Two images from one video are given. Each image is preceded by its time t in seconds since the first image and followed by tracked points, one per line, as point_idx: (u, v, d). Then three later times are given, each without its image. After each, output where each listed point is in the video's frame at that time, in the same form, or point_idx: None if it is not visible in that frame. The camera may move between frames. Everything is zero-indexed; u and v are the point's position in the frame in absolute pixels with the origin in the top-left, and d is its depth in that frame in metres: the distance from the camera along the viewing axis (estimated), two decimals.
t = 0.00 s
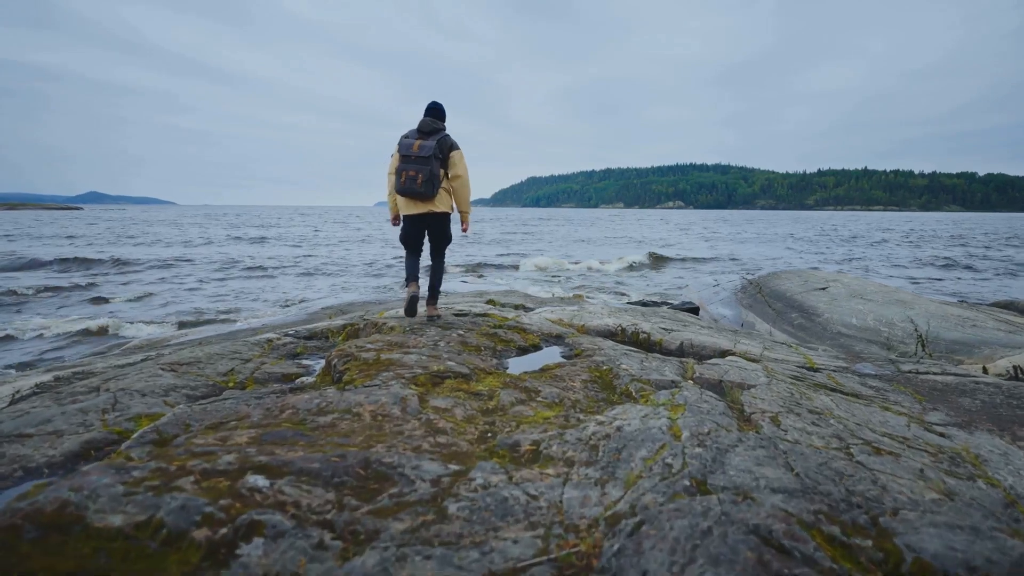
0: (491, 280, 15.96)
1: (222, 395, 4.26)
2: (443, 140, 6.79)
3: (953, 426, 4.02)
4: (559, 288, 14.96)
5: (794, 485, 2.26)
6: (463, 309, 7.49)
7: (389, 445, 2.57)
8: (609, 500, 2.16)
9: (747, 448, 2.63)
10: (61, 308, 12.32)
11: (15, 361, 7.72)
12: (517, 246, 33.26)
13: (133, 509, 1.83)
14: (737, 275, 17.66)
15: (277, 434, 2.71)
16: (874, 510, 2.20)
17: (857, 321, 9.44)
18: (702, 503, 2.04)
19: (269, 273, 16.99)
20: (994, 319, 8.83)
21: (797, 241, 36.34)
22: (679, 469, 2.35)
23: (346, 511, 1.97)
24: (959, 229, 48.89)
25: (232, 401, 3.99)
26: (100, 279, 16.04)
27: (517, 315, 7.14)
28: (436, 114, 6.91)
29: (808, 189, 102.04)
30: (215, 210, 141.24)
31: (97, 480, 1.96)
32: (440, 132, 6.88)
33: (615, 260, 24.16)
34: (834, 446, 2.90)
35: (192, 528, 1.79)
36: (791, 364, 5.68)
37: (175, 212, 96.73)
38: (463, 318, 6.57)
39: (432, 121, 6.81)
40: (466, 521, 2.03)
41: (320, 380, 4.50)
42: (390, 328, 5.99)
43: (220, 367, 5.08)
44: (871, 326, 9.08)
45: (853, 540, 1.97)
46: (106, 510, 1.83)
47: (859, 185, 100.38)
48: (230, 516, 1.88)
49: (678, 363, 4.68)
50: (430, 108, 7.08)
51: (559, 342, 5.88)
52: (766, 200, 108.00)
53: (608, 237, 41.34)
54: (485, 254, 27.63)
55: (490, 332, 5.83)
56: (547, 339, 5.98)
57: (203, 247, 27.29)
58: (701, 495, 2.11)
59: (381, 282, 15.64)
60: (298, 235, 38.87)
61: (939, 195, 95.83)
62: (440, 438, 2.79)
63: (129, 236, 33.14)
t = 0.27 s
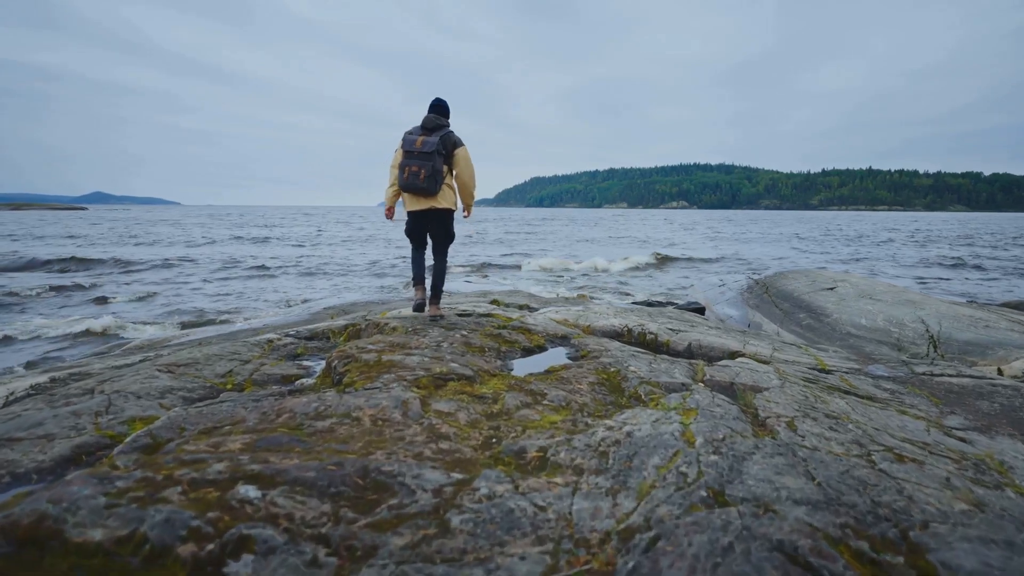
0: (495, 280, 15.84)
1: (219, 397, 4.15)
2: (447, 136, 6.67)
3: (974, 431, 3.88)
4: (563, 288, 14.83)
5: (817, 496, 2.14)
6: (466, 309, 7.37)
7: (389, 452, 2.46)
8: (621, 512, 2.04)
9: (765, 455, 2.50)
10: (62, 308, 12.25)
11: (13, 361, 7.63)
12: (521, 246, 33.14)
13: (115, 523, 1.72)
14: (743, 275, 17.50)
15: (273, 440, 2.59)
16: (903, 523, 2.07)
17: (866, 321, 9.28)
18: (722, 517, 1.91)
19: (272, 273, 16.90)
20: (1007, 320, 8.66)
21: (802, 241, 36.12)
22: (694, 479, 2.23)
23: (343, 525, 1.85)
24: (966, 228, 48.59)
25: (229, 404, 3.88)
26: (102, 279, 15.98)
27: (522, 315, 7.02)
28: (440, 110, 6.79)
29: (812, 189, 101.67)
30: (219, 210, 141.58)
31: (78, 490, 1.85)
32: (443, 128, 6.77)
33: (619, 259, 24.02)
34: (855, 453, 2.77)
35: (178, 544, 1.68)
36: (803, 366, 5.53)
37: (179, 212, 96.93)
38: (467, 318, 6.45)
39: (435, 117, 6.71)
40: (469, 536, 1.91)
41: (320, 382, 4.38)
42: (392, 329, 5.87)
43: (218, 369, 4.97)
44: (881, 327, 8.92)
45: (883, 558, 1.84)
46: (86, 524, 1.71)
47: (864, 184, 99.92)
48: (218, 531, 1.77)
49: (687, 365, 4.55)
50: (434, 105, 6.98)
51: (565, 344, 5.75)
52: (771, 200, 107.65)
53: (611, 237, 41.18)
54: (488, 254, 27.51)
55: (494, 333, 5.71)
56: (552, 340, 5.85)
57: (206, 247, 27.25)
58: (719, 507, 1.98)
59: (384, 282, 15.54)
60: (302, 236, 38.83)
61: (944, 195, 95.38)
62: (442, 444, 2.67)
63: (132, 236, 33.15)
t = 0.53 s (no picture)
0: (500, 280, 15.73)
1: (216, 400, 4.04)
2: (452, 134, 6.56)
3: (998, 436, 3.73)
4: (568, 288, 14.72)
5: (844, 509, 2.01)
6: (471, 309, 7.27)
7: (390, 460, 2.34)
8: (635, 527, 1.92)
9: (787, 464, 2.37)
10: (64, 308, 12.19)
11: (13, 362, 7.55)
12: (526, 246, 33.04)
13: (96, 537, 1.61)
14: (750, 275, 17.33)
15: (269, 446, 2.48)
16: (937, 539, 1.94)
17: (877, 322, 9.13)
18: (744, 534, 1.79)
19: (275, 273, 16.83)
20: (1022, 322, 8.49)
21: (808, 241, 35.92)
22: (713, 490, 2.10)
23: (339, 542, 1.74)
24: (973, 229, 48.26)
25: (226, 406, 3.77)
26: (105, 280, 15.93)
27: (528, 316, 6.90)
28: (445, 107, 6.69)
29: (817, 189, 101.29)
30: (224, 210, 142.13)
31: (57, 501, 1.73)
32: (448, 125, 6.66)
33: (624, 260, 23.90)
34: (879, 461, 2.64)
35: (162, 562, 1.57)
36: (816, 368, 5.40)
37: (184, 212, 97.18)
38: (471, 318, 6.34)
39: (440, 115, 6.60)
40: (475, 555, 1.79)
41: (321, 384, 4.27)
42: (395, 329, 5.76)
43: (217, 370, 4.87)
44: (892, 328, 8.77)
45: None
46: (64, 540, 1.61)
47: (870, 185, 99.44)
48: (207, 549, 1.65)
49: (699, 367, 4.43)
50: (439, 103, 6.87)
51: (572, 345, 5.63)
52: (776, 201, 107.30)
53: (616, 237, 41.04)
54: (493, 254, 27.40)
55: (499, 334, 5.59)
56: (559, 341, 5.73)
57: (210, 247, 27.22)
58: (740, 523, 1.86)
59: (387, 283, 15.44)
60: (306, 236, 38.81)
61: (950, 195, 94.94)
62: (446, 450, 2.55)
63: (137, 236, 33.20)
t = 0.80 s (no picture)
0: (504, 281, 15.59)
1: (213, 403, 3.93)
2: (456, 133, 6.43)
3: None
4: (573, 289, 14.58)
5: (877, 525, 1.88)
6: (475, 309, 7.15)
7: (391, 469, 2.21)
8: (652, 544, 1.79)
9: (811, 475, 2.23)
10: (65, 308, 12.12)
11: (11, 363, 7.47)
12: (529, 246, 32.90)
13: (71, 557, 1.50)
14: (756, 276, 17.17)
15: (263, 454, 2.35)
16: (977, 557, 1.81)
17: (888, 323, 8.98)
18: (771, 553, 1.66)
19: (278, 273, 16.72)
20: None
21: (813, 242, 35.71)
22: (734, 504, 1.97)
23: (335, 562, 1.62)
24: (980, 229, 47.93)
25: (223, 410, 3.65)
26: (107, 279, 15.86)
27: (533, 316, 6.77)
28: (448, 106, 6.55)
29: (822, 190, 100.91)
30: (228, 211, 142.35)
31: (31, 517, 1.62)
32: (452, 124, 6.53)
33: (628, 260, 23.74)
34: (907, 470, 2.50)
35: None
36: (829, 370, 5.25)
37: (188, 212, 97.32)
38: (475, 318, 6.21)
39: (443, 114, 6.48)
40: None
41: (321, 386, 4.15)
42: (397, 330, 5.64)
43: (216, 371, 4.75)
44: (903, 330, 8.60)
45: None
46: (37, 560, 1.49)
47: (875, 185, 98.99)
48: (191, 572, 1.52)
49: (710, 370, 4.29)
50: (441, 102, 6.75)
51: (578, 346, 5.50)
52: (780, 201, 106.94)
53: (620, 238, 40.86)
54: (496, 254, 27.27)
55: (504, 335, 5.46)
56: (564, 342, 5.60)
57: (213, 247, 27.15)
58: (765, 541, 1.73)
59: (390, 283, 15.33)
60: (309, 236, 38.75)
61: (956, 195, 94.44)
62: (450, 458, 2.42)
63: (141, 236, 33.19)
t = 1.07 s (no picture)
0: (507, 280, 15.46)
1: (209, 406, 3.80)
2: (459, 134, 6.31)
3: None
4: (578, 289, 14.43)
5: (915, 544, 1.74)
6: (479, 309, 7.02)
7: (392, 479, 2.08)
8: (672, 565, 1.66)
9: (841, 486, 2.09)
10: (66, 308, 12.02)
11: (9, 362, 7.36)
12: (532, 246, 32.75)
13: None
14: (762, 275, 17.00)
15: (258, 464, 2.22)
16: None
17: (899, 324, 8.82)
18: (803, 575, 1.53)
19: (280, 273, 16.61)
20: None
21: (818, 242, 35.51)
22: (761, 520, 1.84)
23: None
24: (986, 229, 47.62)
25: (219, 413, 3.52)
26: (108, 279, 15.76)
27: (538, 316, 6.63)
28: (450, 107, 6.42)
29: (827, 190, 100.55)
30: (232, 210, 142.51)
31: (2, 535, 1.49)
32: (455, 125, 6.40)
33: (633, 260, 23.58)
34: (940, 481, 2.35)
35: None
36: (843, 373, 5.10)
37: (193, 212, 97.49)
38: (479, 318, 6.08)
39: (445, 115, 6.36)
40: None
41: (321, 388, 4.02)
42: (400, 331, 5.50)
43: (213, 373, 4.62)
44: (915, 330, 8.44)
45: None
46: None
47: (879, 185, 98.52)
48: None
49: (723, 373, 4.15)
50: (444, 103, 6.63)
51: (585, 347, 5.36)
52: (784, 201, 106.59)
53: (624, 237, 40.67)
54: (499, 254, 27.11)
55: (509, 335, 5.33)
56: (571, 343, 5.46)
57: (216, 246, 27.08)
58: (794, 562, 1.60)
59: (393, 283, 15.21)
60: (312, 235, 38.67)
61: (961, 195, 94.01)
62: (455, 467, 2.29)
63: (144, 235, 33.14)
